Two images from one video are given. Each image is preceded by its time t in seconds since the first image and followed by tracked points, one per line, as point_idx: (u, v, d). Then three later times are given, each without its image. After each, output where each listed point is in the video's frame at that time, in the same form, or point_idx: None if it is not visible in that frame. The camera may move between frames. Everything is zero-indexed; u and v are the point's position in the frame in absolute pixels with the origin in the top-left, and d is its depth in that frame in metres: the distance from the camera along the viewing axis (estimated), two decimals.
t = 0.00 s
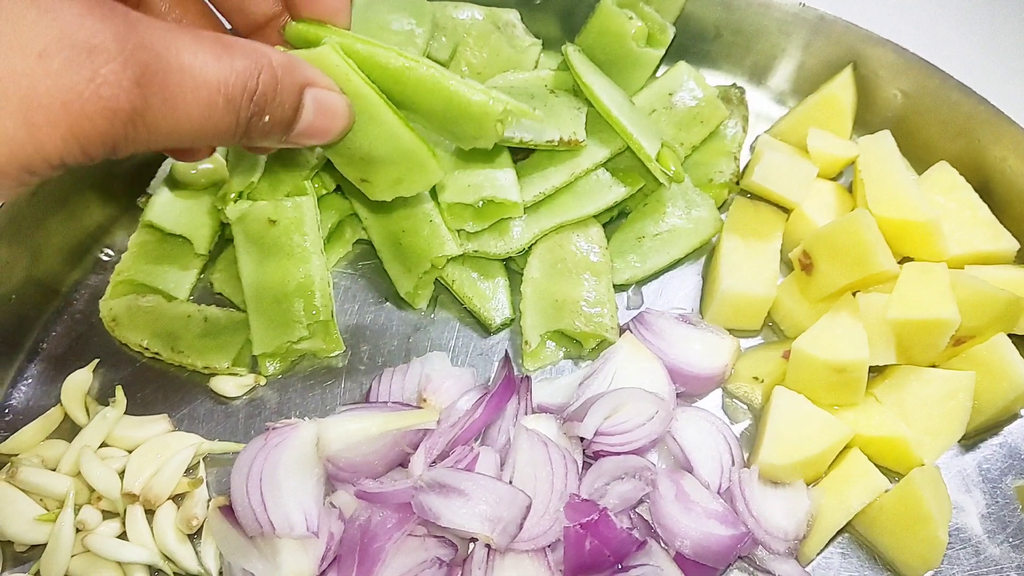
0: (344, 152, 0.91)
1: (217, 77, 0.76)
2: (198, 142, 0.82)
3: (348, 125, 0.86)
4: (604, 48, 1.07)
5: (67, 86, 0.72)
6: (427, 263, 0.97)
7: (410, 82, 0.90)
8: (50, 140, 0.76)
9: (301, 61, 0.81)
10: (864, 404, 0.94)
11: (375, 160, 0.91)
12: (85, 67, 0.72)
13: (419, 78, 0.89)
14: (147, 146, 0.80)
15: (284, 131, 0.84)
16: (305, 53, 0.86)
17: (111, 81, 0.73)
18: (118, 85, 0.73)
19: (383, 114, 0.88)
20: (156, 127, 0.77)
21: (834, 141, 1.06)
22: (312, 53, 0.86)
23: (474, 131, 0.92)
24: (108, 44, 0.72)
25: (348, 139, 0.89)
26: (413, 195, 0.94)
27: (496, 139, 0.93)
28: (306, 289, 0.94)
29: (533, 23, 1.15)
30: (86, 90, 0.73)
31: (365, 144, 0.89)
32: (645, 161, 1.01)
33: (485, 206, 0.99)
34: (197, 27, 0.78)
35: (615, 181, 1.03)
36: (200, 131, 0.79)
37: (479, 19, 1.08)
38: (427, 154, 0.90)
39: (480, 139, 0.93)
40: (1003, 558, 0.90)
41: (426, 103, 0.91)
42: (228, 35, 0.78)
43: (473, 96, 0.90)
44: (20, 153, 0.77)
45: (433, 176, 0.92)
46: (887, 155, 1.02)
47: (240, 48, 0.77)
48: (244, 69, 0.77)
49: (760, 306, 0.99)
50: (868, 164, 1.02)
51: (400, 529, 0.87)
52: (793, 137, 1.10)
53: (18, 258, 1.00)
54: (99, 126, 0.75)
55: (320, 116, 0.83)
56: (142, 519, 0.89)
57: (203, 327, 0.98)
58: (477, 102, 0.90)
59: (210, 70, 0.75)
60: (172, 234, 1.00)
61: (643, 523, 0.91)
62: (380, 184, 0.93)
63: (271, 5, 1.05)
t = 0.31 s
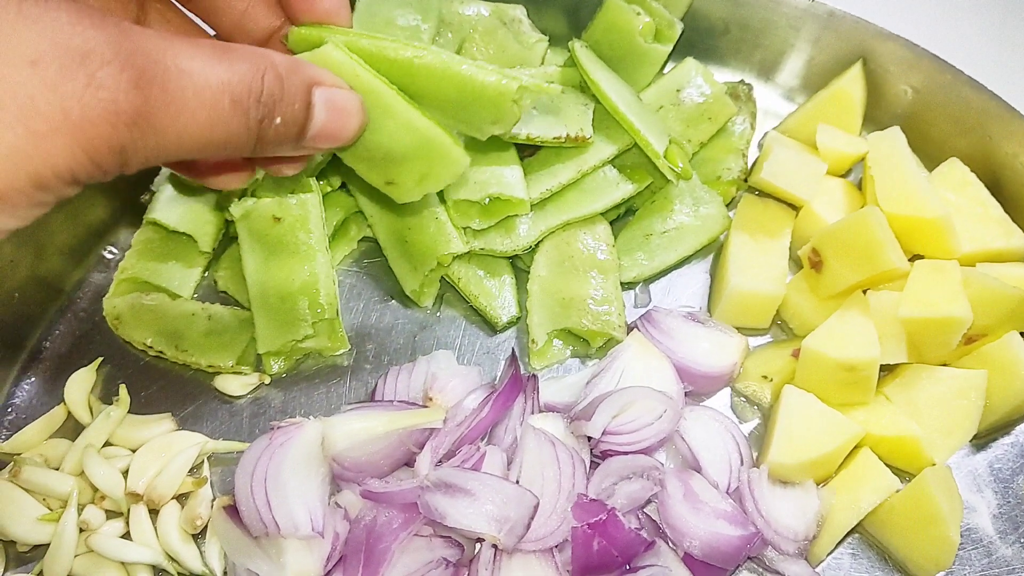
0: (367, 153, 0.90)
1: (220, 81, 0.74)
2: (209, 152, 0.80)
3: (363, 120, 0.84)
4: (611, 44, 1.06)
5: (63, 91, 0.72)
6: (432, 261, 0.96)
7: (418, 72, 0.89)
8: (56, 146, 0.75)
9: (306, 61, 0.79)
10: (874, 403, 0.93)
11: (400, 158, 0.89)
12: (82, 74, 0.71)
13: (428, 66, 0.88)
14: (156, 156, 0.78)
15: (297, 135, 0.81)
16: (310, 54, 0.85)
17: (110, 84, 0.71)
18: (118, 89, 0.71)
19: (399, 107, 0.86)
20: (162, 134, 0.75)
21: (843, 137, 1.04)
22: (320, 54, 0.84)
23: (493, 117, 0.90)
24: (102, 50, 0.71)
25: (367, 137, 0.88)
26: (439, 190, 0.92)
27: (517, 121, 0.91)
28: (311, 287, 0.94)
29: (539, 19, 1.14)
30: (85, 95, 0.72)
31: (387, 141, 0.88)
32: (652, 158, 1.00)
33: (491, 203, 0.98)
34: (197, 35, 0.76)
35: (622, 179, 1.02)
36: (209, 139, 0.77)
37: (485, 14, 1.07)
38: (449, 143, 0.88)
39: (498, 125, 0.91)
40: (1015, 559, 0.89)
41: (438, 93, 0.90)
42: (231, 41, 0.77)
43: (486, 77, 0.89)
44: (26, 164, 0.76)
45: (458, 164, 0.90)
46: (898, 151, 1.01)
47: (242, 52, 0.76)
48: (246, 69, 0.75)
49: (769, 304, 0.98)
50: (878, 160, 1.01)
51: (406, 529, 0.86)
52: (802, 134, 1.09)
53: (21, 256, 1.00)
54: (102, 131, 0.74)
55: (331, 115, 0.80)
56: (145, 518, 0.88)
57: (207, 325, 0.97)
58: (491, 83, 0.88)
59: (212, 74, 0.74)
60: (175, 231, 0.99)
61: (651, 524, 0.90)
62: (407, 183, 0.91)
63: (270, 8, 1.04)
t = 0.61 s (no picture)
0: (420, 136, 0.86)
1: (261, 58, 0.71)
2: (257, 140, 0.75)
3: (412, 102, 0.81)
4: (623, 41, 1.04)
5: (94, 65, 0.68)
6: (442, 260, 0.95)
7: (462, 44, 0.85)
8: (91, 128, 0.70)
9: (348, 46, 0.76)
10: (891, 405, 0.91)
11: (456, 133, 0.85)
12: (114, 50, 0.68)
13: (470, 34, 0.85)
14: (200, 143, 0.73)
15: (348, 118, 0.77)
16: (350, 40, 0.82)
17: (144, 57, 0.68)
18: (153, 62, 0.68)
19: (443, 81, 0.82)
20: (205, 115, 0.70)
21: (858, 135, 1.03)
22: (357, 40, 0.81)
23: (544, 79, 0.88)
24: (134, 27, 0.68)
25: (418, 117, 0.84)
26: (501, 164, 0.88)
27: (567, 76, 0.89)
28: (320, 287, 0.93)
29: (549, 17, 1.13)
30: (117, 67, 0.67)
31: (439, 118, 0.84)
32: (665, 157, 0.98)
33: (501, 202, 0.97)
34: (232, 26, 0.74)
35: (634, 177, 1.01)
36: (255, 122, 0.72)
37: (494, 10, 1.05)
38: (501, 110, 0.83)
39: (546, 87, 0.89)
40: None
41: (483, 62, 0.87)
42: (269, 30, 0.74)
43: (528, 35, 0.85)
44: (58, 145, 0.70)
45: (517, 131, 0.84)
46: (914, 149, 0.99)
47: (282, 36, 0.73)
48: (287, 47, 0.72)
49: (783, 304, 0.97)
50: (893, 158, 1.00)
51: (416, 531, 0.85)
52: (816, 132, 1.08)
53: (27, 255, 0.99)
54: (140, 109, 0.69)
55: (381, 94, 0.77)
56: (153, 520, 0.88)
57: (215, 325, 0.96)
58: (537, 41, 0.85)
59: (253, 52, 0.70)
60: (183, 231, 0.98)
61: (665, 526, 0.88)
62: (467, 162, 0.87)
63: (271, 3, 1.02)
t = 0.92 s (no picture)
0: (452, 113, 0.83)
1: (280, 34, 0.65)
2: (286, 121, 0.70)
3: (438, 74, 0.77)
4: (627, 43, 1.04)
5: (104, 46, 0.64)
6: (447, 263, 0.96)
7: (481, 15, 0.84)
8: (104, 112, 0.66)
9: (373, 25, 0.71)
10: (896, 408, 0.91)
11: (487, 102, 0.82)
12: (123, 33, 0.64)
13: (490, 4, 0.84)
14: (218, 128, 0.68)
15: (379, 98, 0.71)
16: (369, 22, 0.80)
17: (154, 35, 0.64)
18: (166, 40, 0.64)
19: (463, 50, 0.79)
20: (223, 92, 0.65)
21: (864, 138, 1.03)
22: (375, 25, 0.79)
23: (567, 33, 0.87)
24: (144, 8, 0.64)
25: (447, 93, 0.81)
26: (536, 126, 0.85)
27: (591, 27, 0.87)
28: (325, 290, 0.93)
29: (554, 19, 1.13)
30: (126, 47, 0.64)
31: (469, 88, 0.81)
32: (670, 159, 0.98)
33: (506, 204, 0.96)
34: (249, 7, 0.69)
35: (639, 180, 1.01)
36: (281, 101, 0.67)
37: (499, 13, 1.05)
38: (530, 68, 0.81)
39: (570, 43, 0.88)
40: None
41: (502, 28, 0.86)
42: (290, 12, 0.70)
43: None
44: (69, 140, 0.67)
45: (549, 86, 0.82)
46: (920, 151, 0.99)
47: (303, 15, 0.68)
48: (308, 23, 0.66)
49: (788, 307, 0.97)
50: (899, 161, 1.00)
51: (421, 535, 0.86)
52: (821, 135, 1.08)
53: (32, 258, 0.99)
54: (156, 91, 0.65)
55: (410, 70, 0.71)
56: (159, 523, 0.88)
57: (220, 329, 0.96)
58: None
59: (271, 27, 0.65)
60: (188, 234, 0.98)
61: (669, 530, 0.89)
62: (502, 127, 0.85)
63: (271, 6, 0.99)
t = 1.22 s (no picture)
0: (487, 160, 0.81)
1: (308, 87, 0.62)
2: (316, 173, 0.66)
3: (470, 123, 0.74)
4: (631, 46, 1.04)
5: (127, 100, 0.59)
6: (450, 265, 0.96)
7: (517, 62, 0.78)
8: (132, 174, 0.60)
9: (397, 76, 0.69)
10: (900, 411, 0.91)
11: (521, 153, 0.80)
12: (146, 86, 0.59)
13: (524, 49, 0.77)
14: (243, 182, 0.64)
15: (411, 144, 0.69)
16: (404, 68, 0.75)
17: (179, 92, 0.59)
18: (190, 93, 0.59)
19: (496, 97, 0.75)
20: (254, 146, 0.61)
21: (868, 140, 1.02)
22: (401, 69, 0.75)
23: (604, 84, 0.80)
24: (171, 69, 0.60)
25: (481, 140, 0.78)
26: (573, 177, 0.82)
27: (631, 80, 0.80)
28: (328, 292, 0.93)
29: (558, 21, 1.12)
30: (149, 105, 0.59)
31: (502, 137, 0.78)
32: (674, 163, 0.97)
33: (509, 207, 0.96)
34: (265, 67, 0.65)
35: (643, 183, 1.00)
36: (313, 153, 0.64)
37: (503, 15, 1.05)
38: (565, 118, 0.77)
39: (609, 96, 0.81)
40: None
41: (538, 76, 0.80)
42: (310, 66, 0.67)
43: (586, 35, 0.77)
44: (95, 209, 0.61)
45: (585, 139, 0.78)
46: (924, 154, 0.99)
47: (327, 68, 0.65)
48: (333, 73, 0.64)
49: (792, 310, 0.96)
50: (903, 164, 0.99)
51: (424, 538, 0.85)
52: (825, 138, 1.07)
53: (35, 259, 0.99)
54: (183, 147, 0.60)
55: (439, 115, 0.70)
56: (162, 526, 0.88)
57: (223, 331, 0.97)
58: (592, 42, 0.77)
59: (299, 80, 0.62)
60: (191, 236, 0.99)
61: (673, 533, 0.89)
62: (537, 179, 0.82)
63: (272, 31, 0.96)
